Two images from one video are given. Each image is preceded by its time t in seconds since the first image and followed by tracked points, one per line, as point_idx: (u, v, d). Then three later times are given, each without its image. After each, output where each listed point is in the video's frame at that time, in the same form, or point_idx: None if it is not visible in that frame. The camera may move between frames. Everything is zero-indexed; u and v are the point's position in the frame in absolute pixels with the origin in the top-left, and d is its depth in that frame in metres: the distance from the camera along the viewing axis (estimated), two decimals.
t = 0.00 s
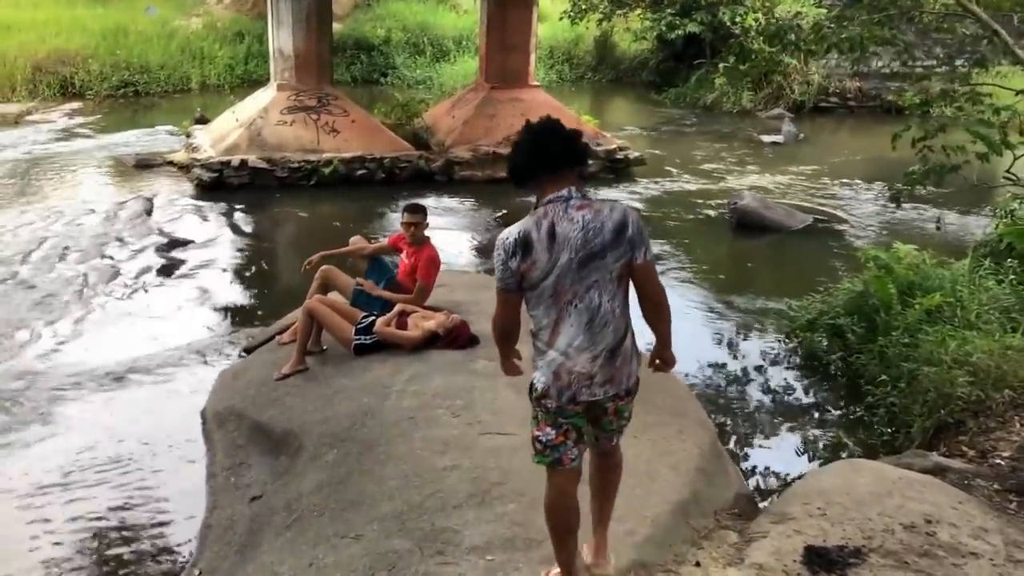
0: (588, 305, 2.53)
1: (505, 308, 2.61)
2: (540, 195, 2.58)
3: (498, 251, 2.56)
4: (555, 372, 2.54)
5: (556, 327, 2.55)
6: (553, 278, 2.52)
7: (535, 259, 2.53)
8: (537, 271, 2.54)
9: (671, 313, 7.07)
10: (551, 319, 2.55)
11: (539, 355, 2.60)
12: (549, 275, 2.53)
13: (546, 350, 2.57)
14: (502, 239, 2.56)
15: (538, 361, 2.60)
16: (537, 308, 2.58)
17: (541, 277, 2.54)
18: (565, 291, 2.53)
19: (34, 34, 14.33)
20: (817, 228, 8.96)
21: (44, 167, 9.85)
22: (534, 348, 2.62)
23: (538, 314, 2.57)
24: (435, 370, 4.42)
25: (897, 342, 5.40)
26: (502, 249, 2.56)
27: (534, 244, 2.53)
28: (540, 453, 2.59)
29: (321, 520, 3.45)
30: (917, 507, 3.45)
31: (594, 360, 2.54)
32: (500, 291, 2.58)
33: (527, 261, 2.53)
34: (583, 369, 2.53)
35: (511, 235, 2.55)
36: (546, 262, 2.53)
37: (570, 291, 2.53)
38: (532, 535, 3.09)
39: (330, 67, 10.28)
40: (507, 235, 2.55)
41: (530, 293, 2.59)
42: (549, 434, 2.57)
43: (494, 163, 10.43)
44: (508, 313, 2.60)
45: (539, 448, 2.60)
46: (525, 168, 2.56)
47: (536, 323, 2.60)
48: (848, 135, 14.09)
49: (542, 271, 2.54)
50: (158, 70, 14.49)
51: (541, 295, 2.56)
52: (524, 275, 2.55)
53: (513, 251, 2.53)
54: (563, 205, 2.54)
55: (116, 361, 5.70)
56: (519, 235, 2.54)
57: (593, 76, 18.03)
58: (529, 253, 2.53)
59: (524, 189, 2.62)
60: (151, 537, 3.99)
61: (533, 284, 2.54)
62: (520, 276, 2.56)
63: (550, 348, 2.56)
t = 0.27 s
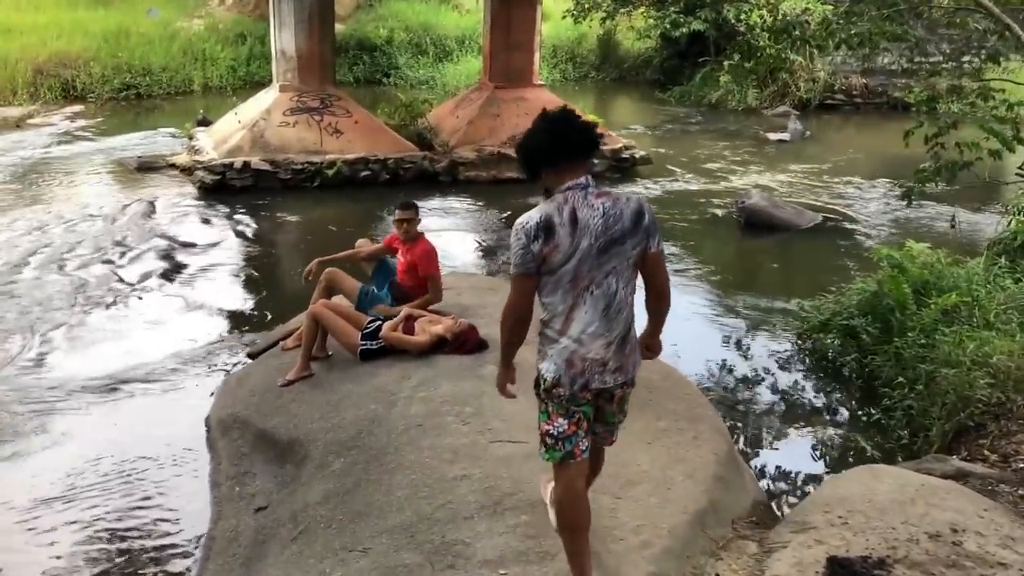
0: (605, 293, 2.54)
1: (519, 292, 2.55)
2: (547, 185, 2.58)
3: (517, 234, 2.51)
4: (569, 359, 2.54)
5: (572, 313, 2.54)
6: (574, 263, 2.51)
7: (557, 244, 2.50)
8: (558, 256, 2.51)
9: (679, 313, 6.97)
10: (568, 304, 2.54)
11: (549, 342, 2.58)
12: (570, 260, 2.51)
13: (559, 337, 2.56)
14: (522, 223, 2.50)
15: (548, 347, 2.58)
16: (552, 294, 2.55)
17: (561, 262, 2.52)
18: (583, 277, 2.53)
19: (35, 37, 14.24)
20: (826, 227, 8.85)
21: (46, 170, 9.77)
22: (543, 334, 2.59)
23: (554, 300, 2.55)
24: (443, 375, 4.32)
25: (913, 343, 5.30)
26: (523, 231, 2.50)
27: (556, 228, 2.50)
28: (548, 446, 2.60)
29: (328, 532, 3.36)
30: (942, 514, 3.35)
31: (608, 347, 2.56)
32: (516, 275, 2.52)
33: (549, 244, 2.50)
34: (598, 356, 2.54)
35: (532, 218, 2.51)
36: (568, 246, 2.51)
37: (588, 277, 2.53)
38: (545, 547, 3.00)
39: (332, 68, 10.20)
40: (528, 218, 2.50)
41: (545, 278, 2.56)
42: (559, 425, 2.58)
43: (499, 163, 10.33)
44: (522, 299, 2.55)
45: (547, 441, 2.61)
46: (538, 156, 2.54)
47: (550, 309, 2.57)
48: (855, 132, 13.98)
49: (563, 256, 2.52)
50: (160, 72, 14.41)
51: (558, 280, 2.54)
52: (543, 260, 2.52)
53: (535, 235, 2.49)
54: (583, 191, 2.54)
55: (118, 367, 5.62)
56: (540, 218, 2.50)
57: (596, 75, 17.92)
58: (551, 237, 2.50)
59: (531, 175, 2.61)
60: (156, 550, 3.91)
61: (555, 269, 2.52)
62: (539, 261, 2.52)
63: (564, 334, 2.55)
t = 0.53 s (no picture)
0: (613, 270, 2.58)
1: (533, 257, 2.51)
2: (563, 162, 2.59)
3: (543, 195, 2.48)
4: (572, 334, 2.55)
5: (581, 287, 2.54)
6: (590, 236, 2.53)
7: (578, 213, 2.51)
8: (577, 226, 2.51)
9: (684, 313, 6.86)
10: (579, 276, 2.54)
11: (553, 314, 2.56)
12: (587, 231, 2.52)
13: (567, 308, 2.55)
14: (546, 185, 2.48)
15: (551, 320, 2.57)
16: (564, 264, 2.54)
17: (579, 232, 2.52)
18: (596, 252, 2.55)
19: (32, 38, 14.15)
20: (831, 225, 8.76)
21: (42, 173, 9.68)
22: (546, 305, 2.57)
23: (565, 271, 2.54)
24: (443, 380, 4.22)
25: (923, 344, 5.20)
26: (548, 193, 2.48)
27: (579, 197, 2.51)
28: (526, 424, 2.60)
29: (326, 544, 3.26)
30: (959, 522, 3.24)
31: (609, 325, 2.59)
32: (536, 237, 2.48)
33: (572, 211, 2.50)
34: (600, 332, 2.57)
35: (558, 182, 2.50)
36: (588, 217, 2.52)
37: (600, 252, 2.55)
38: (551, 559, 2.90)
39: (331, 67, 10.10)
40: (555, 181, 2.48)
41: (559, 244, 2.54)
42: (540, 404, 2.58)
43: (500, 163, 10.24)
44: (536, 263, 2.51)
45: (526, 419, 2.60)
46: (562, 129, 2.57)
47: (559, 279, 2.55)
48: (858, 129, 13.87)
49: (581, 226, 2.52)
50: (158, 73, 14.32)
51: (573, 250, 2.53)
52: (561, 228, 2.51)
53: (561, 199, 2.48)
54: (602, 168, 2.57)
55: (114, 374, 5.53)
56: (565, 184, 2.50)
57: (597, 74, 17.82)
58: (574, 205, 2.50)
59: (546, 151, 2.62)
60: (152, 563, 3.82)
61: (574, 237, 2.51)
62: (559, 227, 2.50)
63: (570, 307, 2.55)
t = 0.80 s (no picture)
0: (610, 265, 2.53)
1: (532, 247, 2.44)
2: (560, 153, 2.54)
3: (546, 185, 2.41)
4: (568, 328, 2.49)
5: (579, 281, 2.48)
6: (591, 229, 2.47)
7: (581, 206, 2.45)
8: (579, 218, 2.46)
9: (688, 318, 6.73)
10: (578, 270, 2.48)
11: (548, 307, 2.50)
12: (589, 224, 2.47)
13: (564, 301, 2.49)
14: (549, 175, 2.42)
15: (546, 313, 2.50)
16: (564, 256, 2.48)
17: (580, 224, 2.46)
18: (594, 246, 2.49)
19: (30, 41, 14.05)
20: (837, 228, 8.63)
21: (39, 176, 9.57)
22: (542, 298, 2.50)
23: (564, 263, 2.48)
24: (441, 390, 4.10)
25: (935, 351, 5.06)
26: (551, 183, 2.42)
27: (582, 189, 2.45)
28: (511, 410, 2.56)
29: (317, 563, 3.13)
30: (977, 539, 3.11)
31: (603, 321, 2.54)
32: (537, 227, 2.42)
33: (575, 202, 2.44)
34: (595, 327, 2.52)
35: (561, 172, 2.44)
36: (590, 210, 2.46)
37: (599, 246, 2.50)
38: None
39: (331, 69, 9.99)
40: (558, 171, 2.42)
41: (559, 236, 2.48)
42: (527, 394, 2.53)
43: (501, 165, 10.11)
44: (535, 253, 2.44)
45: (510, 405, 2.56)
46: (562, 119, 2.50)
47: (557, 272, 2.48)
48: (863, 131, 13.74)
49: (582, 219, 2.47)
50: (157, 76, 14.22)
51: (574, 243, 2.47)
52: (563, 219, 2.44)
53: (564, 189, 2.42)
54: (602, 161, 2.52)
55: (105, 382, 5.40)
56: (568, 174, 2.44)
57: (599, 75, 17.71)
58: (577, 196, 2.44)
59: (542, 141, 2.55)
60: None
61: (576, 230, 2.45)
62: (561, 218, 2.44)
63: (568, 301, 2.48)
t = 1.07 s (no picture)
0: (596, 270, 2.44)
1: (510, 264, 2.39)
2: (534, 160, 2.45)
3: (515, 202, 2.35)
4: (554, 340, 2.43)
5: (562, 292, 2.42)
6: (568, 238, 2.40)
7: (556, 217, 2.37)
8: (555, 229, 2.38)
9: (695, 326, 6.60)
10: (561, 280, 2.41)
11: (535, 320, 2.45)
12: (566, 234, 2.39)
13: (549, 313, 2.43)
14: (519, 191, 2.35)
15: (533, 326, 2.45)
16: (545, 269, 2.42)
17: (557, 235, 2.39)
18: (575, 254, 2.42)
19: (33, 46, 13.97)
20: (846, 236, 8.52)
21: (38, 182, 9.47)
22: (528, 311, 2.45)
23: (545, 275, 2.41)
24: (440, 405, 3.99)
25: (951, 364, 4.94)
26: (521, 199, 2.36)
27: (555, 199, 2.37)
28: (507, 414, 2.59)
29: None
30: (998, 562, 2.98)
31: (593, 327, 2.46)
32: (512, 245, 2.37)
33: (549, 215, 2.37)
34: (584, 336, 2.44)
35: (531, 186, 2.36)
36: (566, 220, 2.38)
37: (580, 254, 2.42)
38: None
39: (333, 74, 9.93)
40: (528, 185, 2.36)
41: (537, 250, 2.42)
42: (520, 398, 2.53)
43: (505, 171, 10.00)
44: (512, 270, 2.40)
45: (506, 408, 2.58)
46: (530, 125, 2.41)
47: (540, 285, 2.43)
48: (870, 137, 13.61)
49: (558, 230, 2.39)
50: (160, 81, 14.15)
51: (552, 255, 2.40)
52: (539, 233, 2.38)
53: (535, 203, 2.35)
54: (575, 166, 2.42)
55: (100, 393, 5.30)
56: (539, 187, 2.36)
57: (605, 81, 17.62)
58: (550, 208, 2.37)
59: (516, 149, 2.47)
60: None
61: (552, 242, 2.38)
62: (536, 232, 2.38)
63: (553, 313, 2.42)
